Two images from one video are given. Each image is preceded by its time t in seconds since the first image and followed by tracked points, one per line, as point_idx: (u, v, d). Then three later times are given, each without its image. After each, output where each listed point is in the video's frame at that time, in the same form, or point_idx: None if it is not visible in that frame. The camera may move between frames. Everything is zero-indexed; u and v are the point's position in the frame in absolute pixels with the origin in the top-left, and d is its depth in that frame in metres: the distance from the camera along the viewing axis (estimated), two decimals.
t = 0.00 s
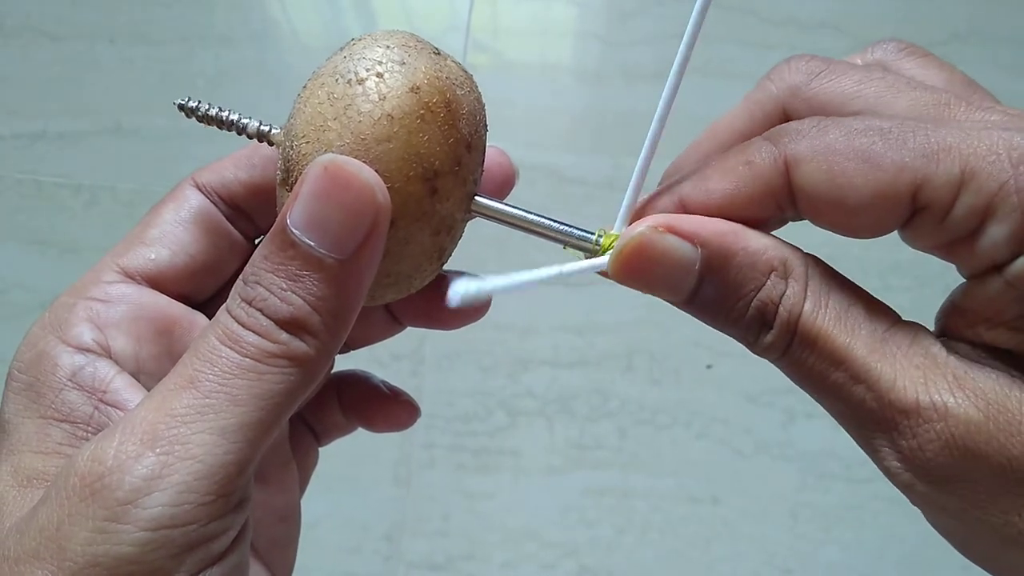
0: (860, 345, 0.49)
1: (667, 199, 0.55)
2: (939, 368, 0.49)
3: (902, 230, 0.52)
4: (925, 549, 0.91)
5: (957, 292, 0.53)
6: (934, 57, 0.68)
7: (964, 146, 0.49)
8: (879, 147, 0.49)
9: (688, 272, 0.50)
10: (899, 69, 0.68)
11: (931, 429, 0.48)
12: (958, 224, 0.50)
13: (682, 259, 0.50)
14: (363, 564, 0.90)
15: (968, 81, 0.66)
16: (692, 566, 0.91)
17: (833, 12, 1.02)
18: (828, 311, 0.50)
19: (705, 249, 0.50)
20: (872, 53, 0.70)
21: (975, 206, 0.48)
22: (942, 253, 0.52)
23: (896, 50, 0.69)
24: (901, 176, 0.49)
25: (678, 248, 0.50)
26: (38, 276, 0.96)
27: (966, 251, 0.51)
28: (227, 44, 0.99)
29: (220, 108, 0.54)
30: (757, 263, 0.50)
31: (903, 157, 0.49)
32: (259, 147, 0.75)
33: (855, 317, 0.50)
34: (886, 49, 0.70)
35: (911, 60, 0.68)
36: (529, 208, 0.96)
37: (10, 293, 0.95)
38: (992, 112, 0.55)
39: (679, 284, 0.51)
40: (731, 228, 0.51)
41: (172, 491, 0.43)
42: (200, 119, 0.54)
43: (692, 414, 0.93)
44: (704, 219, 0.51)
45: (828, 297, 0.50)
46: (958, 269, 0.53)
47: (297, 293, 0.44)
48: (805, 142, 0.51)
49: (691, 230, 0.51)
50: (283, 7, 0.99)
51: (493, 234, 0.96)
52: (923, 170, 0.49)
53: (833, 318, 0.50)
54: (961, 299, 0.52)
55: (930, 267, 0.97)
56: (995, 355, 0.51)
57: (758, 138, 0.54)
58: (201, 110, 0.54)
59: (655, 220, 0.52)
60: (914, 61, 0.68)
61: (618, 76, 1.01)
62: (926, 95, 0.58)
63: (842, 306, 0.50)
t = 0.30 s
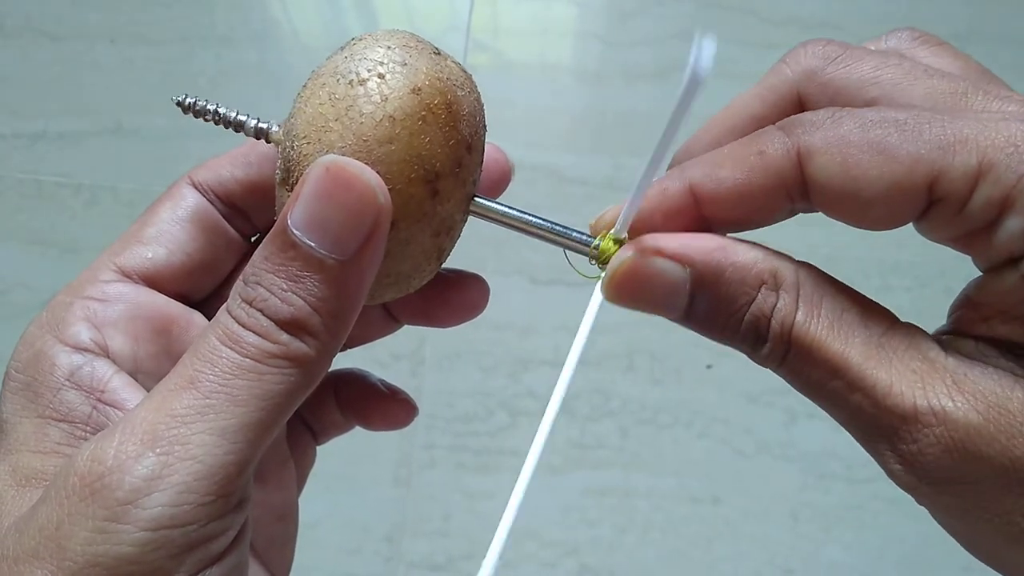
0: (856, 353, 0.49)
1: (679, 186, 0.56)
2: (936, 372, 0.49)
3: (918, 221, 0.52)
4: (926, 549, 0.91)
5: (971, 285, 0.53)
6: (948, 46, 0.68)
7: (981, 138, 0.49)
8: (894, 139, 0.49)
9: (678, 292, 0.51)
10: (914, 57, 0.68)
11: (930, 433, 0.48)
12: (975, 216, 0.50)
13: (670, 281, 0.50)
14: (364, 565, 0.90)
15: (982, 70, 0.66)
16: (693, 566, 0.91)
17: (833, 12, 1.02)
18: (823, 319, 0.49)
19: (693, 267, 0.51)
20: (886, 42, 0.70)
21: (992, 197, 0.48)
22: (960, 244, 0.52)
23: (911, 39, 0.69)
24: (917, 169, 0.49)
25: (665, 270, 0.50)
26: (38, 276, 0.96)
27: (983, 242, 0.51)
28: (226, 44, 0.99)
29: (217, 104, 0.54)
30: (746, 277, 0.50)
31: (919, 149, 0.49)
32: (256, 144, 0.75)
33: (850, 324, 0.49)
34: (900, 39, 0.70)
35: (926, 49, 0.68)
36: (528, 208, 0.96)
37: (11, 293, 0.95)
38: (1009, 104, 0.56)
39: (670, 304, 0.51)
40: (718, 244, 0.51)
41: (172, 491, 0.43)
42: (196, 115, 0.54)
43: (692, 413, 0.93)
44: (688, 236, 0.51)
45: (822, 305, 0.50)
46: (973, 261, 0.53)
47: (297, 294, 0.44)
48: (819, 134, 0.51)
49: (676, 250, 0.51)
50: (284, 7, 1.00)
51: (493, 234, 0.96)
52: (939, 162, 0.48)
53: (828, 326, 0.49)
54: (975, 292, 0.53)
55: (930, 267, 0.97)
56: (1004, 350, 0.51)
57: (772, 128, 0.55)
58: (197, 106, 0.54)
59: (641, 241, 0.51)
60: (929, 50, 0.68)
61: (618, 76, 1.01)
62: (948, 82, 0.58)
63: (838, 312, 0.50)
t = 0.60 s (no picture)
0: (846, 364, 0.49)
1: (688, 181, 0.54)
2: (929, 375, 0.49)
3: (942, 216, 0.51)
4: (925, 549, 0.91)
5: (991, 278, 0.52)
6: (961, 29, 0.67)
7: (1006, 132, 0.48)
8: (917, 134, 0.48)
9: (664, 318, 0.53)
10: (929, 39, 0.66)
11: (925, 438, 0.49)
12: (1000, 212, 0.49)
13: (653, 309, 0.52)
14: (364, 563, 0.90)
15: (999, 51, 0.64)
16: (692, 565, 0.91)
17: (834, 12, 1.02)
18: (811, 331, 0.50)
19: (676, 293, 0.52)
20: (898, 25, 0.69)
21: (1020, 192, 0.48)
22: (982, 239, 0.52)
23: (923, 22, 0.68)
24: (942, 164, 0.48)
25: (648, 299, 0.52)
26: (38, 274, 0.96)
27: (1009, 238, 0.50)
28: (226, 42, 0.99)
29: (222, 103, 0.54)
30: (730, 298, 0.51)
31: (945, 143, 0.48)
32: (260, 147, 0.75)
33: (840, 334, 0.50)
34: (911, 21, 0.69)
35: (939, 31, 0.67)
36: (529, 207, 0.96)
37: (11, 291, 0.95)
38: None
39: (659, 330, 0.53)
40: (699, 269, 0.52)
41: (173, 489, 0.43)
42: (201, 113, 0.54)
43: (691, 413, 0.93)
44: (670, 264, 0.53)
45: (811, 318, 0.50)
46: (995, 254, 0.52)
47: (297, 292, 0.44)
48: (837, 128, 0.50)
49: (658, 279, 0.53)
50: (284, 7, 1.00)
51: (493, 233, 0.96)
52: (966, 157, 0.48)
53: (818, 338, 0.50)
54: (995, 287, 0.51)
55: (929, 267, 0.97)
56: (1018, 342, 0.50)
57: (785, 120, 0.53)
58: (202, 103, 0.54)
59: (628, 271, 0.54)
60: (942, 32, 0.66)
61: (618, 75, 1.01)
62: (971, 67, 0.56)
63: (827, 324, 0.50)
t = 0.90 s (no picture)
0: (842, 374, 0.49)
1: (693, 187, 0.53)
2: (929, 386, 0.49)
3: (958, 220, 0.51)
4: (929, 545, 0.91)
5: (1004, 282, 0.53)
6: (974, 6, 0.64)
7: None
8: (928, 140, 0.48)
9: (663, 327, 0.53)
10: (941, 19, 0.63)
11: (923, 447, 0.49)
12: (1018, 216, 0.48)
13: (651, 318, 0.53)
14: (368, 561, 0.90)
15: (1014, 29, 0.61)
16: (696, 562, 0.91)
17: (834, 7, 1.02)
18: (807, 341, 0.50)
19: (673, 302, 0.53)
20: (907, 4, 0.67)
21: None
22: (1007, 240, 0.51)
23: None
24: (955, 172, 0.47)
25: (646, 307, 0.53)
26: (41, 274, 0.96)
27: None
28: (226, 41, 0.99)
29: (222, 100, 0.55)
30: (721, 299, 0.52)
31: (957, 151, 0.47)
32: (257, 146, 0.75)
33: (837, 341, 0.50)
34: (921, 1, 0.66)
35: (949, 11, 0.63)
36: (530, 204, 0.96)
37: (14, 292, 0.95)
38: None
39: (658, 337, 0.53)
40: (696, 277, 0.53)
41: (174, 486, 0.44)
42: (200, 109, 0.54)
43: (694, 410, 0.93)
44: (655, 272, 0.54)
45: (806, 322, 0.51)
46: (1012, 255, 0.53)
47: (294, 288, 0.44)
48: (844, 134, 0.50)
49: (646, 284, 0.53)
50: (284, 6, 1.00)
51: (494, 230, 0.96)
52: (980, 165, 0.47)
53: (814, 343, 0.50)
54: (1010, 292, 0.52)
55: (932, 262, 0.97)
56: None
57: (790, 121, 0.53)
58: (203, 99, 0.54)
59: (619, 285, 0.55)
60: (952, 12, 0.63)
61: (619, 72, 1.01)
62: (989, 56, 0.56)
63: (823, 333, 0.50)
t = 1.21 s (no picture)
0: (919, 344, 0.45)
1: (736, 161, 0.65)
2: (1003, 355, 0.46)
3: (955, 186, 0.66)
4: (930, 553, 0.91)
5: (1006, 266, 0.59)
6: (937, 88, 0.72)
7: None
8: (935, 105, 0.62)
9: (707, 232, 0.45)
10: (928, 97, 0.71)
11: (1009, 360, 0.46)
12: None
13: (693, 221, 0.45)
14: (366, 563, 0.90)
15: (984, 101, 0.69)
16: (695, 567, 0.91)
17: (838, 14, 1.02)
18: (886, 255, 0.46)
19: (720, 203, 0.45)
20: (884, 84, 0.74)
21: None
22: (968, 209, 0.75)
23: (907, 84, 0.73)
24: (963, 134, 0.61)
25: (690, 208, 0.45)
26: (44, 273, 0.96)
27: None
28: (230, 43, 0.99)
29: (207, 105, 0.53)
30: (780, 235, 0.44)
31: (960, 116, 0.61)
32: (244, 142, 0.75)
33: (920, 306, 0.45)
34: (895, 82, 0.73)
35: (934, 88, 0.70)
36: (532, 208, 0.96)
37: (17, 290, 0.96)
38: None
39: (701, 242, 0.45)
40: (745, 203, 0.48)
41: (178, 488, 0.43)
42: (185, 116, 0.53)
43: (695, 416, 0.93)
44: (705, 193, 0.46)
45: (885, 285, 0.44)
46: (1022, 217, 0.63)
47: (298, 294, 0.44)
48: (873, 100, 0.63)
49: (693, 208, 0.45)
50: (289, 8, 0.99)
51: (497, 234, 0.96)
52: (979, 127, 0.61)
53: (904, 269, 0.46)
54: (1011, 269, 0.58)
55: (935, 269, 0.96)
56: None
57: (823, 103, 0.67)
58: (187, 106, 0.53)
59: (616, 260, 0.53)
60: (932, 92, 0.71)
61: (624, 77, 1.01)
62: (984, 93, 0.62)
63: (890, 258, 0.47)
